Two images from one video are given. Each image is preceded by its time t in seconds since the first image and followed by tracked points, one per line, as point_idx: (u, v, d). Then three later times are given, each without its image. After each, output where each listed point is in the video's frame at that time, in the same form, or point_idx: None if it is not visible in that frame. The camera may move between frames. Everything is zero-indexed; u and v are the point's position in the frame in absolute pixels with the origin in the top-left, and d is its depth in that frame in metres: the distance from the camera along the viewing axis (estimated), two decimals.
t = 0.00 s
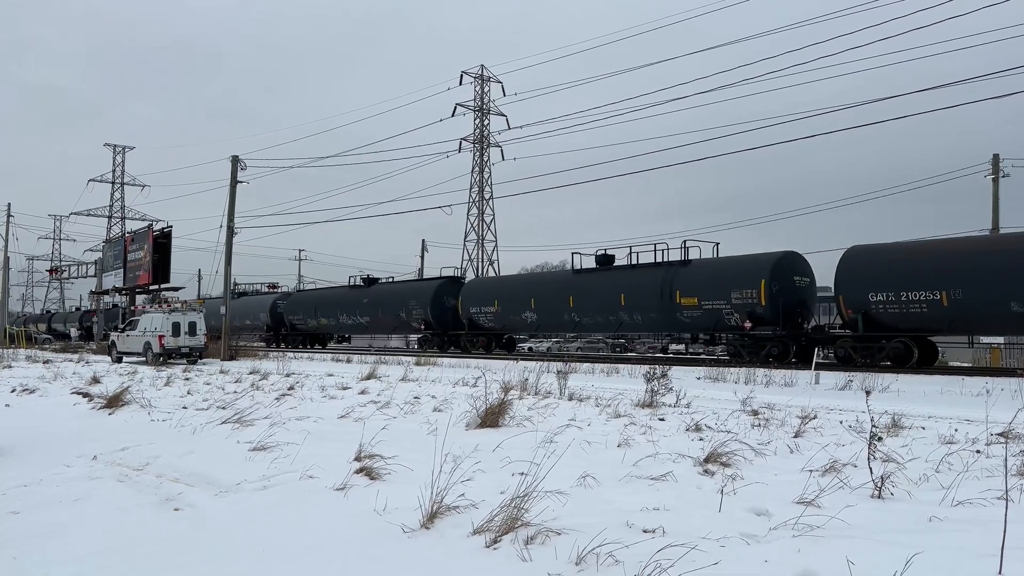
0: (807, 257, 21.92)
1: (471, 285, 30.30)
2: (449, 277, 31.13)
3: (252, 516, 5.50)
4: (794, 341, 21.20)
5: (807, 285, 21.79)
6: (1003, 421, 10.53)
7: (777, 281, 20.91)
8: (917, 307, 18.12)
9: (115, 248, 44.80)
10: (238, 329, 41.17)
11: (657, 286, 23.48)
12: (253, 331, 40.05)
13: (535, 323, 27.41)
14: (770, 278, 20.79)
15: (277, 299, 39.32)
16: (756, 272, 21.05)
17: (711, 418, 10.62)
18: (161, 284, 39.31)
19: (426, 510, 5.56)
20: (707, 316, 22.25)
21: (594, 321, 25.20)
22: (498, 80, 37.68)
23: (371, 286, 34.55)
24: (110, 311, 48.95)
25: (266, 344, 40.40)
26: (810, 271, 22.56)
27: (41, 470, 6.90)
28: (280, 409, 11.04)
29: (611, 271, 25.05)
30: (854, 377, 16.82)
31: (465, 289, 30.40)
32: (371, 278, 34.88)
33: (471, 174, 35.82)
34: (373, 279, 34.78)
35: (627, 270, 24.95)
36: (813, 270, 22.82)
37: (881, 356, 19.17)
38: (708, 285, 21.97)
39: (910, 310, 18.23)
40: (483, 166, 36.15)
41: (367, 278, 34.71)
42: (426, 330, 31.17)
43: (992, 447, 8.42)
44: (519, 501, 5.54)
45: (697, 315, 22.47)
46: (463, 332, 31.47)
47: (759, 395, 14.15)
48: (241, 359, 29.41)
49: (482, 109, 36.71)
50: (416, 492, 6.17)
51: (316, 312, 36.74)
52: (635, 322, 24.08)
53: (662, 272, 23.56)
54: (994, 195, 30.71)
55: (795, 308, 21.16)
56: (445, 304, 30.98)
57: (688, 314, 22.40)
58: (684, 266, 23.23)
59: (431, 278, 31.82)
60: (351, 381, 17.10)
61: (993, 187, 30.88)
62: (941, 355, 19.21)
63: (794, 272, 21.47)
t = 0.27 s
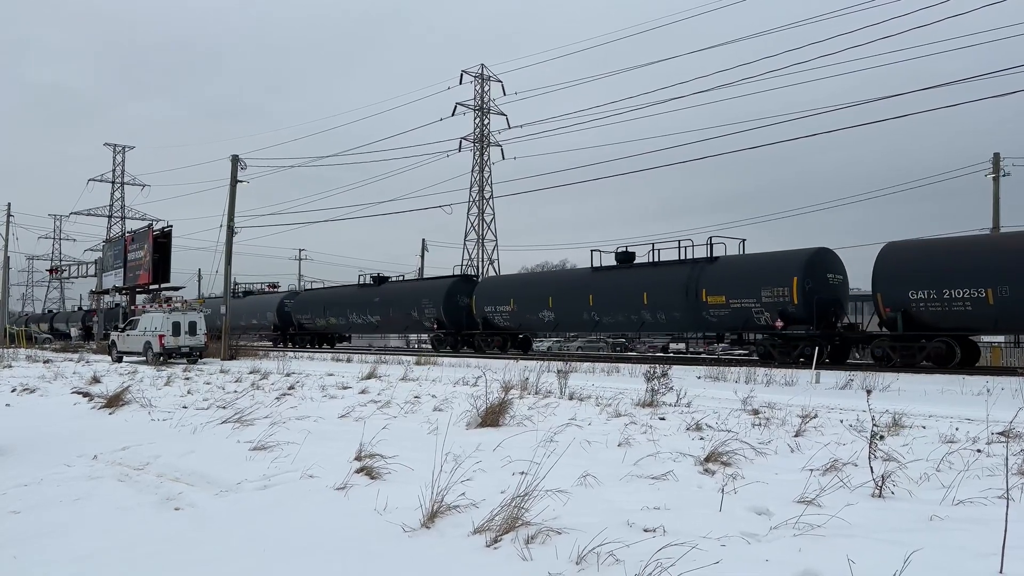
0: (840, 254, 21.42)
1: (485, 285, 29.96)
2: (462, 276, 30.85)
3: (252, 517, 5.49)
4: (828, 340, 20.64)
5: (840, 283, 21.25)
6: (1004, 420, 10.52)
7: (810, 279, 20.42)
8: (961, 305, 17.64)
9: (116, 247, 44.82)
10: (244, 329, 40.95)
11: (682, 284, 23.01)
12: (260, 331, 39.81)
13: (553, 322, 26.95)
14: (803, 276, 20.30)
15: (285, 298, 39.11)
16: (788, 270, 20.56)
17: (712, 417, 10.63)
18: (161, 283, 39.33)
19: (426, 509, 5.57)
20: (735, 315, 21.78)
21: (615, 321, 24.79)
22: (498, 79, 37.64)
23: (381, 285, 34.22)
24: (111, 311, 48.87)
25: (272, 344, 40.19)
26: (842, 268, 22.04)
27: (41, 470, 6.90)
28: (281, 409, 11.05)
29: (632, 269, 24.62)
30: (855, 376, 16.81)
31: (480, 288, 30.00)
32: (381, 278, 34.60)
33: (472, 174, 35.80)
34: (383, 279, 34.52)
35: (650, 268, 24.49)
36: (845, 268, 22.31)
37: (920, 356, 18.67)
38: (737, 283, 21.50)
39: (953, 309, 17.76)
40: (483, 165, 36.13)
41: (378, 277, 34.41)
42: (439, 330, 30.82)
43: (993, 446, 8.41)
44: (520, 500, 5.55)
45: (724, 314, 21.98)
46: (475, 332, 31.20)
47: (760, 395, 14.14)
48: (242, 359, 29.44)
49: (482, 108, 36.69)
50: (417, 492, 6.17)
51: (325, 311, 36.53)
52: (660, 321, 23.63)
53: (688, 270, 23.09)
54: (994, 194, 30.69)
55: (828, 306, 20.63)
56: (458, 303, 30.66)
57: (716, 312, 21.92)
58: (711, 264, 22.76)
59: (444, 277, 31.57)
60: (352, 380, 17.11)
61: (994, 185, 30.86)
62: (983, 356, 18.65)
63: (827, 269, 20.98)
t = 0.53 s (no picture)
0: (873, 250, 20.88)
1: (500, 283, 29.46)
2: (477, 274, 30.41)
3: (252, 516, 5.48)
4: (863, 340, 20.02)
5: (876, 281, 20.65)
6: (1005, 420, 10.51)
7: (845, 277, 19.92)
8: (1008, 303, 16.96)
9: (116, 247, 44.81)
10: (250, 329, 40.76)
11: (708, 282, 22.50)
12: (267, 330, 39.58)
13: (572, 321, 26.46)
14: (838, 274, 19.80)
15: (292, 297, 38.88)
16: (822, 268, 20.05)
17: (712, 416, 10.62)
18: (162, 283, 39.34)
19: (427, 509, 5.57)
20: (765, 314, 21.28)
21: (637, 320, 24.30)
22: (497, 79, 37.63)
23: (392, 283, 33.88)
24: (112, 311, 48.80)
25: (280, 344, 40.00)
26: (878, 266, 21.43)
27: (42, 470, 6.90)
28: (281, 408, 11.04)
29: (655, 266, 24.11)
30: (856, 376, 16.79)
31: (496, 287, 29.50)
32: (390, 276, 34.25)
33: (472, 173, 35.78)
34: (394, 277, 34.19)
35: (673, 265, 23.97)
36: (877, 264, 21.79)
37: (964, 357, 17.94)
38: (768, 281, 21.01)
39: (1000, 307, 17.08)
40: (483, 164, 36.11)
41: (388, 275, 34.06)
42: (453, 329, 30.44)
43: (993, 445, 8.41)
44: (520, 500, 5.54)
45: (752, 313, 21.48)
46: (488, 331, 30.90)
47: (761, 394, 14.12)
48: (242, 358, 29.45)
49: (482, 108, 36.69)
50: (418, 491, 6.17)
51: (334, 310, 36.21)
52: (685, 321, 23.14)
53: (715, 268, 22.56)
54: (995, 193, 30.69)
55: (864, 305, 20.07)
56: (472, 302, 30.24)
57: (745, 311, 21.42)
58: (738, 261, 22.25)
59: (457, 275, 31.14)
60: (352, 380, 17.13)
61: (994, 184, 30.84)
62: None
63: (863, 267, 20.46)
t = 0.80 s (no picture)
0: (914, 248, 20.16)
1: (518, 282, 28.66)
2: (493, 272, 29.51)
3: (252, 516, 5.48)
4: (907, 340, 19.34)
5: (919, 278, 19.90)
6: (1006, 419, 10.50)
7: (888, 274, 19.16)
8: None
9: (116, 247, 44.87)
10: (258, 329, 40.12)
11: (741, 279, 21.80)
12: (275, 331, 38.92)
13: (594, 321, 25.66)
14: (880, 271, 19.06)
15: (301, 296, 38.24)
16: (864, 264, 19.30)
17: (713, 416, 10.60)
18: (162, 283, 39.39)
19: (428, 509, 5.58)
20: (801, 313, 20.53)
21: (663, 319, 23.53)
22: (498, 79, 37.67)
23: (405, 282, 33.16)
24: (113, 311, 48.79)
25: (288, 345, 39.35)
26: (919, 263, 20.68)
27: (42, 470, 6.91)
28: (282, 408, 11.04)
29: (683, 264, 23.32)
30: (856, 375, 16.74)
31: (515, 285, 28.73)
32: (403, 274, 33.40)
33: (472, 173, 35.77)
34: (407, 276, 33.43)
35: (703, 263, 23.24)
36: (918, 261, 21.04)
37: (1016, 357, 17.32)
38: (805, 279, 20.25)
39: None
40: (483, 164, 36.10)
41: (401, 274, 33.35)
42: (469, 329, 29.58)
43: (994, 445, 8.41)
44: (521, 499, 5.54)
45: (787, 311, 20.73)
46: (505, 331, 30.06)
47: (761, 393, 14.10)
48: (243, 358, 29.46)
49: (482, 107, 36.69)
50: (418, 491, 6.18)
51: (345, 310, 35.39)
52: (715, 320, 22.36)
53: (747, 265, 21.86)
54: (995, 192, 30.68)
55: (907, 303, 19.33)
56: (489, 301, 29.38)
57: (780, 310, 20.69)
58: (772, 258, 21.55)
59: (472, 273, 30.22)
60: (352, 380, 17.13)
61: (994, 183, 30.82)
62: None
63: (905, 264, 19.69)
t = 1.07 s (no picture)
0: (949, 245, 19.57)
1: (533, 280, 28.31)
2: (506, 270, 29.11)
3: (252, 516, 5.48)
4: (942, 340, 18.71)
5: (954, 276, 19.31)
6: (1006, 418, 10.51)
7: (924, 271, 18.58)
8: None
9: (117, 247, 44.90)
10: (265, 329, 40.03)
11: (767, 277, 21.29)
12: (283, 330, 38.81)
13: (613, 320, 25.22)
14: (915, 268, 18.48)
15: (308, 295, 38.12)
16: (898, 261, 18.73)
17: (713, 415, 10.59)
18: (163, 283, 39.41)
19: (428, 508, 5.59)
20: (831, 312, 19.95)
21: (685, 318, 23.04)
22: (498, 78, 37.68)
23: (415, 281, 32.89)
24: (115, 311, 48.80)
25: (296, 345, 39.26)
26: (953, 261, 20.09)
27: (42, 470, 6.91)
28: (282, 408, 11.05)
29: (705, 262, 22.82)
30: (856, 375, 16.70)
31: (530, 284, 28.36)
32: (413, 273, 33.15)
33: (472, 173, 35.76)
34: (417, 275, 33.13)
35: (726, 260, 22.76)
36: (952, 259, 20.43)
37: None
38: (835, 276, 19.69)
39: None
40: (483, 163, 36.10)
41: (410, 273, 33.04)
42: (481, 328, 29.22)
43: (994, 444, 8.41)
44: (521, 499, 5.54)
45: (817, 310, 20.18)
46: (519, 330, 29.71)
47: (761, 393, 14.10)
48: (243, 358, 29.47)
49: (482, 107, 36.70)
50: (419, 490, 6.19)
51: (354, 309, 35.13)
52: (739, 319, 21.83)
53: (774, 262, 21.34)
54: (995, 191, 30.68)
55: (942, 302, 18.74)
56: (502, 300, 28.99)
57: (809, 309, 20.12)
58: (800, 255, 21.00)
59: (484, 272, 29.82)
60: (353, 379, 17.12)
61: (995, 182, 30.82)
62: None
63: (940, 261, 19.10)
